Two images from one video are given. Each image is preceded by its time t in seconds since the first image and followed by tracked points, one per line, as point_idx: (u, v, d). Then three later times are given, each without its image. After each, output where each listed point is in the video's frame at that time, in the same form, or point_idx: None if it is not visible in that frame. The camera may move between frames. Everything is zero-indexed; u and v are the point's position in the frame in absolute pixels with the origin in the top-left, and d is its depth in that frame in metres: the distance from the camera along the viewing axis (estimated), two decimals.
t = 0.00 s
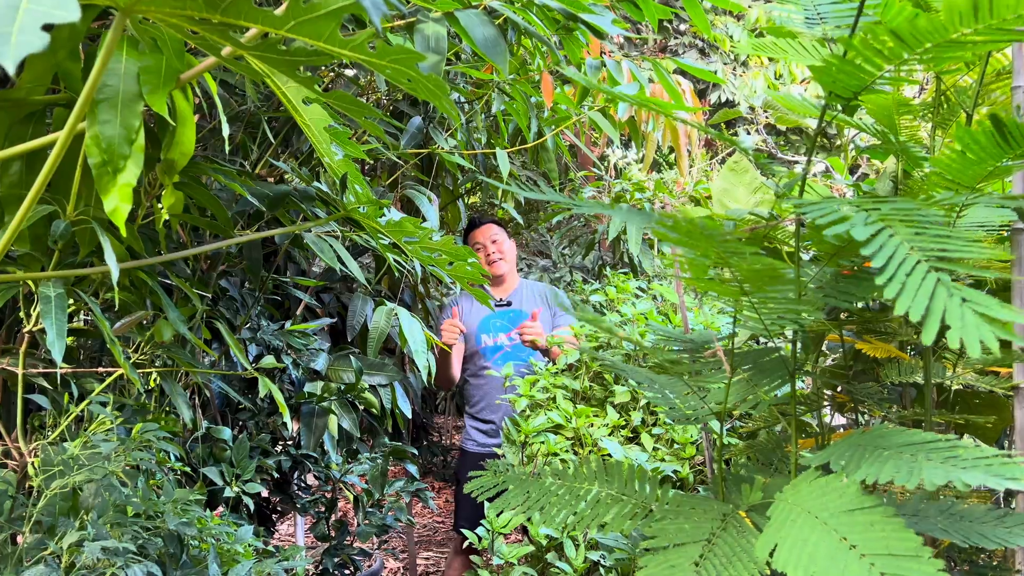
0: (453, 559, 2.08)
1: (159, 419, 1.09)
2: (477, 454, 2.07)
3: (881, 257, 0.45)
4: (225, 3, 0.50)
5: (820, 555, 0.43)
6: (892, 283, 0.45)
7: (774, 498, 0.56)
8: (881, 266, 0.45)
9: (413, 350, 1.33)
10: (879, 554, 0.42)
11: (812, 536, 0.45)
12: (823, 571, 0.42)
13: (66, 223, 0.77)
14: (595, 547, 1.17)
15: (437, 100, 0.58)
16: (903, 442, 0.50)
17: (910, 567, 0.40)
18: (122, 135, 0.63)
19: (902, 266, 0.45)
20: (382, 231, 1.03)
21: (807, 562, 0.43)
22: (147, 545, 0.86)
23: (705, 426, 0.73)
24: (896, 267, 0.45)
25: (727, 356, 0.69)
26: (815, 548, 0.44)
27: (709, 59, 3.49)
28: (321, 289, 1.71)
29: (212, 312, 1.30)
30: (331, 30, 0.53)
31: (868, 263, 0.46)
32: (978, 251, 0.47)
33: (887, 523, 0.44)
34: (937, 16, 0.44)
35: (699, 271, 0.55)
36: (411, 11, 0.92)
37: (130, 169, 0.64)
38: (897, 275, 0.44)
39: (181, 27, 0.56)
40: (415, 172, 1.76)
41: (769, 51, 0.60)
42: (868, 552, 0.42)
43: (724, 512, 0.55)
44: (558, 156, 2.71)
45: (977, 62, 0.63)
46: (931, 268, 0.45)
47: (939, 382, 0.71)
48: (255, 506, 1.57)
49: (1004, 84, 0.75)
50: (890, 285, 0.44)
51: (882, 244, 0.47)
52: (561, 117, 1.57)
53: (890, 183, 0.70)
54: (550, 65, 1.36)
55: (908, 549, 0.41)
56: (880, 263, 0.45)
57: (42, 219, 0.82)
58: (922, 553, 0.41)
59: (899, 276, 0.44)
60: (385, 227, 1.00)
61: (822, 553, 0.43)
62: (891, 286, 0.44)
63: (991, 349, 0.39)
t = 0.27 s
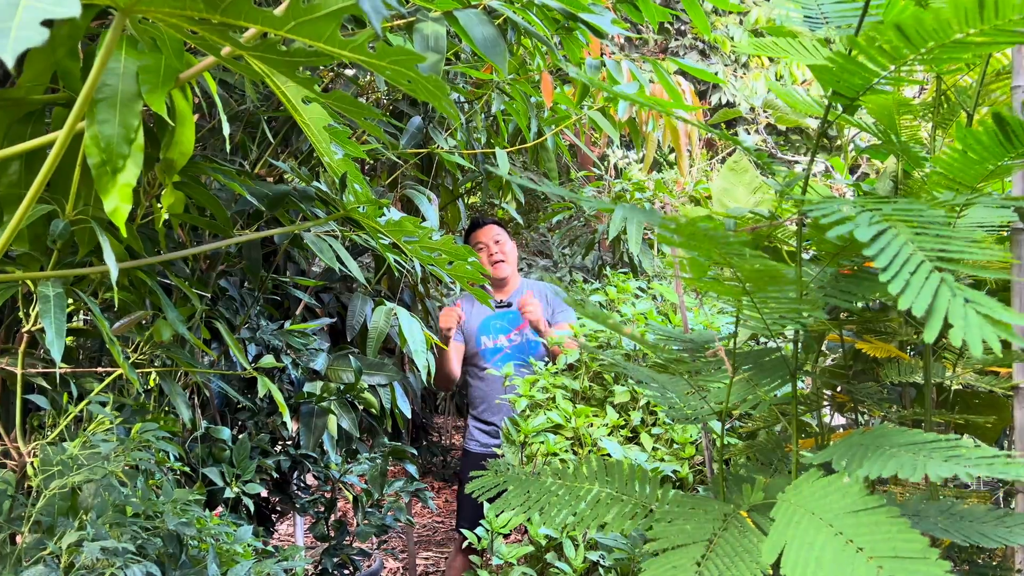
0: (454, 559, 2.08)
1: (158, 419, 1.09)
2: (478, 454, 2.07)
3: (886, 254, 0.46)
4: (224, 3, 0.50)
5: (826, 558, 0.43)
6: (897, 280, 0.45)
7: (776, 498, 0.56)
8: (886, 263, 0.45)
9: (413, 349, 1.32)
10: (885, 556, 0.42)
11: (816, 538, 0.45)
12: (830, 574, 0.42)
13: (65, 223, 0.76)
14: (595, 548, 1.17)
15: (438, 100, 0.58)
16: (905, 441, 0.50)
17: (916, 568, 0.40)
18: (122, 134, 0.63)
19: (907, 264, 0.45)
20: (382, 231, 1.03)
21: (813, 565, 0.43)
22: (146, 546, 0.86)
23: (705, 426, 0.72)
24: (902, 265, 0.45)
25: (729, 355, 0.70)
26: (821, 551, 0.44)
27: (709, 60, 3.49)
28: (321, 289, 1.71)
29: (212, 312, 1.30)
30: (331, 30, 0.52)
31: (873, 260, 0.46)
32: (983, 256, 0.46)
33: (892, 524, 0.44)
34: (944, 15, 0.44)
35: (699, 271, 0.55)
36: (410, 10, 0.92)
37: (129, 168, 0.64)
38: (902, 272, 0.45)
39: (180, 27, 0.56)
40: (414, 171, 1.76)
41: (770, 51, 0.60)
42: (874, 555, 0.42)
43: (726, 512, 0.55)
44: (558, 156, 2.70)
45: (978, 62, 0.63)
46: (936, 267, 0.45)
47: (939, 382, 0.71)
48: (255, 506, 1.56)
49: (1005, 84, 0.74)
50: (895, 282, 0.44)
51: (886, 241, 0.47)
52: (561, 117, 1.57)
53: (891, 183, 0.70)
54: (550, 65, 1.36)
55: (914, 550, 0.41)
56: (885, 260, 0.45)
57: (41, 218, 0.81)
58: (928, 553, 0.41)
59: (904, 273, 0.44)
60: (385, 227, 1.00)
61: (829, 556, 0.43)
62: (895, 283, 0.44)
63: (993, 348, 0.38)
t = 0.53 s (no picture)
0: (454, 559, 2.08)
1: (158, 419, 1.09)
2: (478, 453, 2.07)
3: (886, 256, 0.46)
4: (224, 3, 0.50)
5: (824, 555, 0.43)
6: (898, 280, 0.45)
7: (775, 498, 0.56)
8: (886, 265, 0.45)
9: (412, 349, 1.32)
10: (883, 552, 0.42)
11: (814, 535, 0.45)
12: (828, 570, 0.42)
13: (65, 222, 0.76)
14: (594, 548, 1.17)
15: (438, 99, 0.58)
16: (903, 438, 0.50)
17: (913, 564, 0.40)
18: (121, 133, 0.62)
19: (907, 264, 0.45)
20: (382, 231, 1.03)
21: (811, 563, 0.43)
22: (146, 546, 0.86)
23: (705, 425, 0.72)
24: (901, 266, 0.45)
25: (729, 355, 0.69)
26: (819, 548, 0.44)
27: (709, 60, 3.49)
28: (320, 289, 1.71)
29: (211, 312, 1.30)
30: (331, 30, 0.53)
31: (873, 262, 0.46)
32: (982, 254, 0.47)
33: (890, 520, 0.44)
34: (946, 14, 0.44)
35: (698, 270, 0.55)
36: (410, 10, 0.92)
37: (129, 168, 0.64)
38: (902, 273, 0.45)
39: (180, 27, 0.56)
40: (414, 171, 1.76)
41: (769, 50, 0.60)
42: (872, 551, 0.42)
43: (725, 511, 0.55)
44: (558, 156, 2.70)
45: (978, 63, 0.63)
46: (936, 268, 0.45)
47: (939, 382, 0.72)
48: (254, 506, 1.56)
49: (1004, 85, 0.74)
50: (895, 283, 0.44)
51: (886, 243, 0.47)
52: (561, 117, 1.57)
53: (890, 183, 0.70)
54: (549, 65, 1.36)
55: (912, 546, 0.41)
56: (885, 263, 0.45)
57: (41, 218, 0.81)
58: (925, 550, 0.41)
59: (904, 275, 0.45)
60: (384, 227, 1.00)
61: (826, 552, 0.43)
62: (896, 284, 0.44)
63: (995, 348, 0.39)
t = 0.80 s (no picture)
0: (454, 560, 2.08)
1: (159, 420, 1.09)
2: (479, 454, 2.07)
3: (887, 255, 0.46)
4: (227, 4, 0.50)
5: (826, 556, 0.43)
6: (898, 278, 0.45)
7: (778, 498, 0.56)
8: (887, 263, 0.45)
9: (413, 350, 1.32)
10: (885, 555, 0.42)
11: (817, 537, 0.45)
12: (830, 572, 0.42)
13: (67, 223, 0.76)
14: (595, 548, 1.17)
15: (440, 98, 0.58)
16: (907, 443, 0.50)
17: (915, 567, 0.40)
18: (122, 134, 0.62)
19: (907, 262, 0.45)
20: (382, 232, 1.03)
21: (813, 564, 0.43)
22: (147, 546, 0.86)
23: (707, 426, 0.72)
24: (901, 265, 0.45)
25: (730, 355, 0.69)
26: (821, 549, 0.44)
27: (709, 61, 3.49)
28: (321, 289, 1.71)
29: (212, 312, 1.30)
30: (333, 31, 0.53)
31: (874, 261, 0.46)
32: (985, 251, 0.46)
33: (892, 523, 0.44)
34: (946, 14, 0.44)
35: (698, 271, 0.55)
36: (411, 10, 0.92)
37: (130, 169, 0.64)
38: (902, 271, 0.45)
39: (182, 27, 0.56)
40: (415, 172, 1.76)
41: (770, 50, 0.61)
42: (875, 554, 0.42)
43: (727, 513, 0.55)
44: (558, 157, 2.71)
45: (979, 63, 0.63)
46: (936, 266, 0.45)
47: (940, 382, 0.72)
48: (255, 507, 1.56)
49: (1005, 84, 0.74)
50: (896, 280, 0.44)
51: (888, 242, 0.47)
52: (561, 117, 1.57)
53: (891, 183, 0.71)
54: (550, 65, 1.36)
55: (914, 550, 0.42)
56: (885, 261, 0.46)
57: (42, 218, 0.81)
58: (927, 553, 0.41)
59: (904, 272, 0.44)
60: (385, 228, 1.00)
61: (828, 554, 0.43)
62: (896, 281, 0.44)
63: (997, 339, 0.38)
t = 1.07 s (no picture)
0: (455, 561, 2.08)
1: (161, 421, 1.09)
2: (480, 455, 2.07)
3: (899, 256, 0.46)
4: (228, 6, 0.50)
5: (830, 554, 0.43)
6: (910, 279, 0.45)
7: (780, 498, 0.56)
8: (899, 263, 0.46)
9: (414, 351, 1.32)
10: (889, 551, 0.42)
11: (820, 535, 0.45)
12: (833, 569, 0.42)
13: (69, 224, 0.76)
14: (597, 549, 1.17)
15: (442, 99, 0.58)
16: (911, 444, 0.50)
17: (919, 563, 0.40)
18: (123, 134, 0.62)
19: (919, 263, 0.45)
20: (383, 233, 1.03)
21: (817, 562, 0.43)
22: (149, 547, 0.86)
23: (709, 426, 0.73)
24: (913, 265, 0.46)
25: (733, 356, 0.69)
26: (825, 546, 0.44)
27: (709, 62, 3.49)
28: (322, 290, 1.71)
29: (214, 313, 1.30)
30: (335, 31, 0.53)
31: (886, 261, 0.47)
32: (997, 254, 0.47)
33: (897, 519, 0.44)
34: (951, 14, 0.44)
35: (701, 271, 0.55)
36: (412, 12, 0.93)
37: (132, 170, 0.64)
38: (914, 271, 0.45)
39: (183, 29, 0.56)
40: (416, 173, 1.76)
41: (773, 51, 0.61)
42: (878, 550, 0.42)
43: (730, 513, 0.55)
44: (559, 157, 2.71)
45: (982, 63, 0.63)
46: (947, 267, 0.45)
47: (942, 382, 0.71)
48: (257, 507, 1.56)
49: (1007, 84, 0.74)
50: (908, 282, 0.45)
51: (899, 241, 0.48)
52: (562, 118, 1.57)
53: (893, 183, 0.71)
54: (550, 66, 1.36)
55: (918, 545, 0.41)
56: (898, 262, 0.46)
57: (44, 220, 0.82)
58: (932, 549, 0.41)
59: (917, 273, 0.45)
60: (387, 229, 1.00)
61: (832, 552, 0.43)
62: (908, 283, 0.45)
63: (1005, 347, 0.39)
